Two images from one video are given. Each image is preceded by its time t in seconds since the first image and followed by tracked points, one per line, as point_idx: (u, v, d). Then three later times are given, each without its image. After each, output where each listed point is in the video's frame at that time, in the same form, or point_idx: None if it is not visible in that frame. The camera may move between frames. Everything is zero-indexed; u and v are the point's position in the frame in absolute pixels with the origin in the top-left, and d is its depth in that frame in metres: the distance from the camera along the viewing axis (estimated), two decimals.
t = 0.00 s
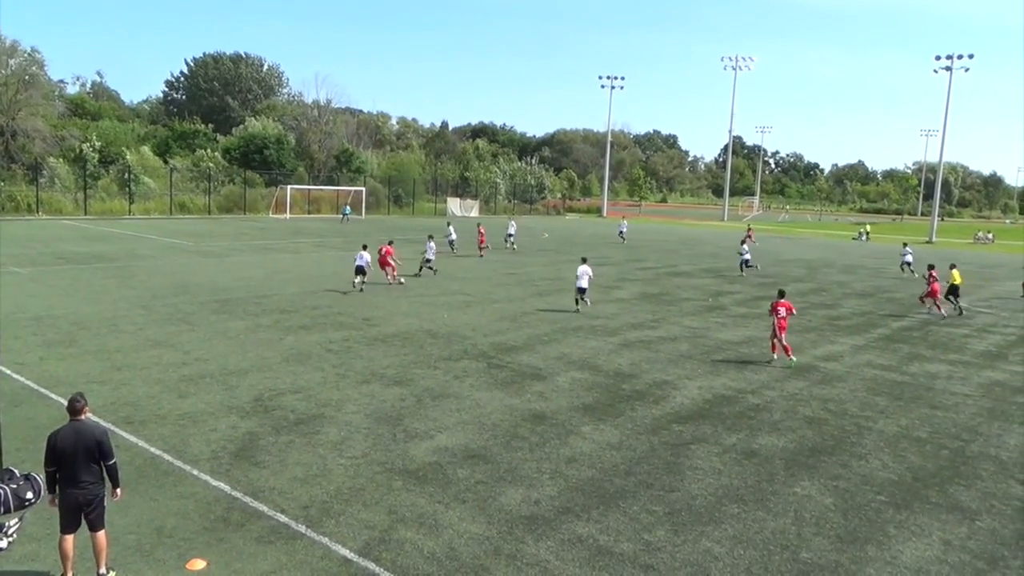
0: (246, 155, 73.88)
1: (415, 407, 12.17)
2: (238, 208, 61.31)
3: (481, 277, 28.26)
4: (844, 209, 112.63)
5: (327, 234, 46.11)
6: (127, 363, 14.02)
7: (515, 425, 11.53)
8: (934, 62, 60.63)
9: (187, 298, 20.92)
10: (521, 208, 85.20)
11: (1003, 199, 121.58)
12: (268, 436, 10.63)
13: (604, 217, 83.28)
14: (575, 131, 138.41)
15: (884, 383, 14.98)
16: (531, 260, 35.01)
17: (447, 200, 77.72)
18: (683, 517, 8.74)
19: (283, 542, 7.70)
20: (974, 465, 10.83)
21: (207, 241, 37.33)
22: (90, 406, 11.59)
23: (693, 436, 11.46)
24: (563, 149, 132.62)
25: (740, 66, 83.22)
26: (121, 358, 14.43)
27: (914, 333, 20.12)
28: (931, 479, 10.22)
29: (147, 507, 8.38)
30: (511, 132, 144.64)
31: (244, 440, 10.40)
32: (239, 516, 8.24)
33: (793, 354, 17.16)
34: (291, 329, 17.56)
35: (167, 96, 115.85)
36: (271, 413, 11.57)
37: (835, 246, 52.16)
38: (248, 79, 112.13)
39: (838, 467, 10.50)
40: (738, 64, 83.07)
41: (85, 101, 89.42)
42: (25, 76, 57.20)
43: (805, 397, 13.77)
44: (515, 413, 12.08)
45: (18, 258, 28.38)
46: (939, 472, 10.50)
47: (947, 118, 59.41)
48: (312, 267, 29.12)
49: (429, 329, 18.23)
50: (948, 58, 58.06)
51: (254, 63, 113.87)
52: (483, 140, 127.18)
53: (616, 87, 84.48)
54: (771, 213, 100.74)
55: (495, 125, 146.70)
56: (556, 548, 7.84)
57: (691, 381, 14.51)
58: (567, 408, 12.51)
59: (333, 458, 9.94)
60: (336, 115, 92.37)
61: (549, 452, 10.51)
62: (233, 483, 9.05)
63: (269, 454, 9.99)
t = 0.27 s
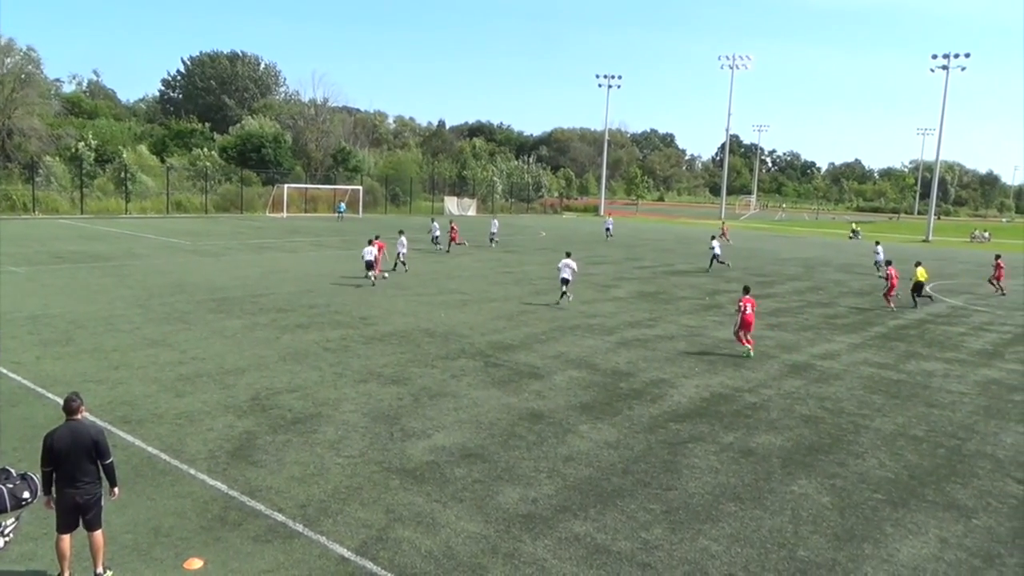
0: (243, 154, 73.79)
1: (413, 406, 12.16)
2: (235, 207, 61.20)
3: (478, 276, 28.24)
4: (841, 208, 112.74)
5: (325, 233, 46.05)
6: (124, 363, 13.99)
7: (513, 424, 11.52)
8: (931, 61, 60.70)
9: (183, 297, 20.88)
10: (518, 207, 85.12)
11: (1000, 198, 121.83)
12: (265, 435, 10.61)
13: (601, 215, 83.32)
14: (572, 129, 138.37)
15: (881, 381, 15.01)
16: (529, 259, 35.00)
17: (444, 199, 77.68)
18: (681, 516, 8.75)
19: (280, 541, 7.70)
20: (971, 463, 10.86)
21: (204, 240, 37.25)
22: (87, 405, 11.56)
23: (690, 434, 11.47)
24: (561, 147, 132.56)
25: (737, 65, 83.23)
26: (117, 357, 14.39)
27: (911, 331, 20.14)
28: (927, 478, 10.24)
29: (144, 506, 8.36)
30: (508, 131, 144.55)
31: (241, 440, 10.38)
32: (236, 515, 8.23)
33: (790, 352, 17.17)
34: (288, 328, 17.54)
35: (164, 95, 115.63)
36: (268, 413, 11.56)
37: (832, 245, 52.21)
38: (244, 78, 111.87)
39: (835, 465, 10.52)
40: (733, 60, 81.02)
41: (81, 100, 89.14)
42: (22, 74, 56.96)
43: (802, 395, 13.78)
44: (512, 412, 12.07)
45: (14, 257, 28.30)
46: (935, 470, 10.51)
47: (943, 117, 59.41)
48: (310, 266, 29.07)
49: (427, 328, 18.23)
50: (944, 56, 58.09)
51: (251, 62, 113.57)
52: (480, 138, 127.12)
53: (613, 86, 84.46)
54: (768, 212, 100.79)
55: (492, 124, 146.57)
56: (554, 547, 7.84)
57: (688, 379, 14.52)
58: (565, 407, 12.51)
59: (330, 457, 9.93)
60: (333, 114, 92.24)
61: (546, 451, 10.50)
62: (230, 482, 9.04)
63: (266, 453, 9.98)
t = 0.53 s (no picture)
0: (240, 153, 73.59)
1: (411, 404, 12.17)
2: (232, 206, 61.11)
3: (476, 274, 28.24)
4: (839, 205, 112.73)
5: (323, 232, 45.99)
6: (121, 363, 13.96)
7: (510, 422, 11.53)
8: (928, 58, 60.78)
9: (181, 297, 20.85)
10: (516, 206, 85.15)
11: (997, 196, 122.08)
12: (263, 434, 10.61)
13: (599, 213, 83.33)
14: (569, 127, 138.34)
15: (878, 378, 15.03)
16: (526, 257, 34.99)
17: (441, 197, 77.66)
18: (679, 513, 8.77)
19: (279, 541, 7.69)
20: (967, 459, 10.89)
21: (202, 240, 37.23)
22: (84, 405, 11.55)
23: (688, 432, 11.48)
24: (558, 146, 132.52)
25: (734, 63, 83.27)
26: (115, 357, 14.37)
27: (908, 328, 20.18)
28: (924, 474, 10.26)
29: (141, 506, 8.36)
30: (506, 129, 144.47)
31: (239, 439, 10.37)
32: (234, 514, 8.23)
33: (787, 350, 17.19)
34: (286, 327, 17.52)
35: (160, 94, 115.41)
36: (266, 412, 11.55)
37: (829, 242, 52.27)
38: (241, 77, 111.68)
39: (832, 462, 10.54)
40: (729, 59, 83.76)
41: (77, 100, 88.97)
42: (18, 73, 56.82)
43: (800, 393, 13.80)
44: (510, 410, 12.08)
45: (12, 257, 28.25)
46: (932, 467, 10.55)
47: (941, 113, 59.25)
48: (307, 265, 29.04)
49: (425, 327, 18.22)
50: (940, 54, 58.04)
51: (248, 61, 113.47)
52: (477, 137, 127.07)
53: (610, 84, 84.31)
54: (765, 210, 100.91)
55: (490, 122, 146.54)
56: (552, 545, 7.86)
57: (686, 377, 14.53)
58: (563, 405, 12.52)
59: (328, 456, 9.92)
60: (330, 112, 92.16)
61: (544, 449, 10.51)
62: (229, 481, 9.04)
63: (265, 452, 9.97)
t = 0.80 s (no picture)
0: (238, 152, 73.51)
1: (409, 403, 12.17)
2: (230, 205, 61.07)
3: (474, 273, 28.24)
4: (836, 204, 112.87)
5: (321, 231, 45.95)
6: (120, 362, 13.96)
7: (508, 422, 11.53)
8: (925, 57, 60.86)
9: (179, 297, 20.84)
10: (513, 205, 85.17)
11: (994, 195, 122.36)
12: (261, 434, 10.61)
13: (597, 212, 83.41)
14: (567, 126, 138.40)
15: (876, 377, 15.05)
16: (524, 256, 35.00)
17: (439, 196, 77.67)
18: (677, 512, 8.78)
19: (277, 540, 7.70)
20: (964, 458, 10.91)
21: (200, 240, 37.18)
22: (82, 404, 11.54)
23: (686, 431, 11.50)
24: (555, 145, 132.51)
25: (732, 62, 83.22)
26: (113, 357, 14.36)
27: (905, 327, 20.20)
28: (922, 473, 10.27)
29: (140, 506, 8.36)
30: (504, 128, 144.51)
31: (237, 439, 10.36)
32: (233, 514, 8.23)
33: (785, 349, 17.22)
34: (284, 327, 17.52)
35: (157, 93, 115.32)
36: (264, 412, 11.54)
37: (827, 241, 52.35)
38: (238, 77, 111.61)
39: (830, 461, 10.56)
40: (728, 58, 86.39)
41: (74, 99, 88.85)
42: (14, 73, 56.75)
43: (797, 391, 13.82)
44: (509, 410, 12.09)
45: (9, 257, 28.21)
46: (930, 465, 10.57)
47: (938, 112, 59.34)
48: (305, 265, 29.03)
49: (423, 326, 18.21)
50: (937, 53, 58.19)
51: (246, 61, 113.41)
52: (476, 136, 127.13)
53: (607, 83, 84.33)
54: (763, 209, 101.00)
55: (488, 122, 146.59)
56: (550, 544, 7.86)
57: (684, 376, 14.54)
58: (561, 404, 12.52)
59: (326, 455, 9.92)
60: (327, 112, 92.13)
61: (542, 448, 10.52)
62: (227, 481, 9.04)
63: (263, 452, 9.97)
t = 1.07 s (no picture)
0: (236, 151, 73.38)
1: (408, 402, 12.17)
2: (228, 204, 61.03)
3: (473, 272, 28.23)
4: (835, 203, 112.98)
5: (319, 229, 45.92)
6: (118, 361, 13.94)
7: (507, 420, 11.53)
8: (924, 56, 60.99)
9: (177, 295, 20.81)
10: (512, 204, 85.18)
11: (992, 194, 122.57)
12: (259, 433, 10.60)
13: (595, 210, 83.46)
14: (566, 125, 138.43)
15: (874, 376, 15.06)
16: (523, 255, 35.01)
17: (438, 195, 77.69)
18: (676, 511, 8.78)
19: (275, 539, 7.69)
20: (962, 457, 10.92)
21: (198, 238, 37.15)
22: (80, 403, 11.53)
23: (685, 430, 11.51)
24: (554, 143, 132.41)
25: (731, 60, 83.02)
26: (111, 355, 14.34)
27: (904, 326, 20.21)
28: (920, 472, 10.28)
29: (138, 505, 8.35)
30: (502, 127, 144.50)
31: (235, 438, 10.35)
32: (231, 513, 8.22)
33: (783, 347, 17.22)
34: (282, 325, 17.51)
35: (156, 92, 115.18)
36: (263, 410, 11.52)
37: (826, 239, 52.40)
38: (237, 75, 111.51)
39: (828, 460, 10.56)
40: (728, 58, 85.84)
41: (72, 97, 88.69)
42: (12, 71, 56.62)
43: (796, 390, 13.83)
44: (507, 408, 12.09)
45: (7, 256, 28.16)
46: (928, 464, 10.58)
47: (937, 111, 59.37)
48: (304, 264, 29.01)
49: (421, 325, 18.20)
50: (937, 52, 58.27)
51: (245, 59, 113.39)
52: (474, 135, 127.14)
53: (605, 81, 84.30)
54: (761, 208, 101.05)
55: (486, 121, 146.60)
56: (549, 542, 7.86)
57: (682, 375, 14.54)
58: (559, 403, 12.52)
59: (325, 454, 9.91)
60: (326, 110, 92.08)
61: (541, 447, 10.52)
62: (225, 480, 9.03)
63: (262, 451, 9.96)
